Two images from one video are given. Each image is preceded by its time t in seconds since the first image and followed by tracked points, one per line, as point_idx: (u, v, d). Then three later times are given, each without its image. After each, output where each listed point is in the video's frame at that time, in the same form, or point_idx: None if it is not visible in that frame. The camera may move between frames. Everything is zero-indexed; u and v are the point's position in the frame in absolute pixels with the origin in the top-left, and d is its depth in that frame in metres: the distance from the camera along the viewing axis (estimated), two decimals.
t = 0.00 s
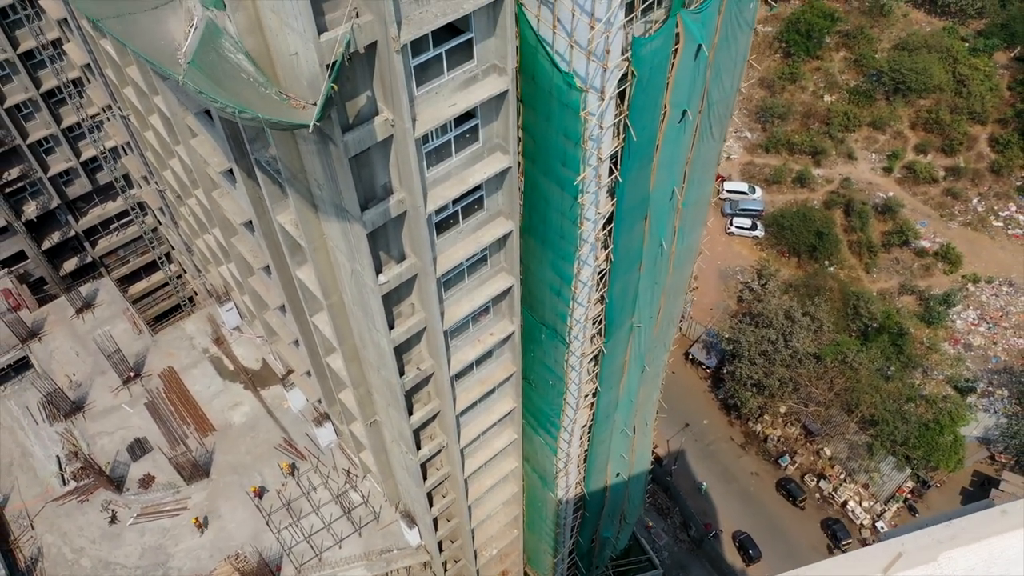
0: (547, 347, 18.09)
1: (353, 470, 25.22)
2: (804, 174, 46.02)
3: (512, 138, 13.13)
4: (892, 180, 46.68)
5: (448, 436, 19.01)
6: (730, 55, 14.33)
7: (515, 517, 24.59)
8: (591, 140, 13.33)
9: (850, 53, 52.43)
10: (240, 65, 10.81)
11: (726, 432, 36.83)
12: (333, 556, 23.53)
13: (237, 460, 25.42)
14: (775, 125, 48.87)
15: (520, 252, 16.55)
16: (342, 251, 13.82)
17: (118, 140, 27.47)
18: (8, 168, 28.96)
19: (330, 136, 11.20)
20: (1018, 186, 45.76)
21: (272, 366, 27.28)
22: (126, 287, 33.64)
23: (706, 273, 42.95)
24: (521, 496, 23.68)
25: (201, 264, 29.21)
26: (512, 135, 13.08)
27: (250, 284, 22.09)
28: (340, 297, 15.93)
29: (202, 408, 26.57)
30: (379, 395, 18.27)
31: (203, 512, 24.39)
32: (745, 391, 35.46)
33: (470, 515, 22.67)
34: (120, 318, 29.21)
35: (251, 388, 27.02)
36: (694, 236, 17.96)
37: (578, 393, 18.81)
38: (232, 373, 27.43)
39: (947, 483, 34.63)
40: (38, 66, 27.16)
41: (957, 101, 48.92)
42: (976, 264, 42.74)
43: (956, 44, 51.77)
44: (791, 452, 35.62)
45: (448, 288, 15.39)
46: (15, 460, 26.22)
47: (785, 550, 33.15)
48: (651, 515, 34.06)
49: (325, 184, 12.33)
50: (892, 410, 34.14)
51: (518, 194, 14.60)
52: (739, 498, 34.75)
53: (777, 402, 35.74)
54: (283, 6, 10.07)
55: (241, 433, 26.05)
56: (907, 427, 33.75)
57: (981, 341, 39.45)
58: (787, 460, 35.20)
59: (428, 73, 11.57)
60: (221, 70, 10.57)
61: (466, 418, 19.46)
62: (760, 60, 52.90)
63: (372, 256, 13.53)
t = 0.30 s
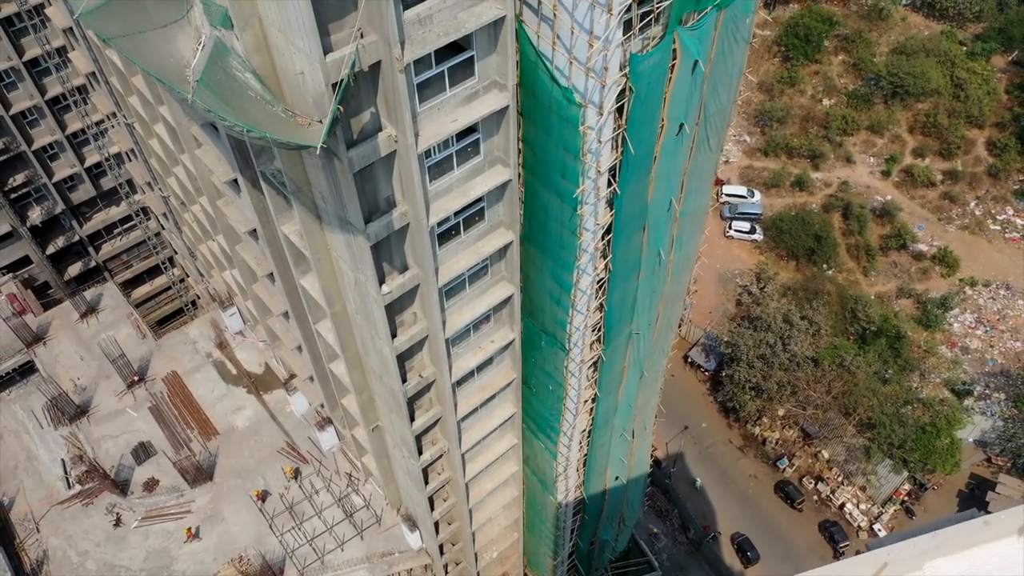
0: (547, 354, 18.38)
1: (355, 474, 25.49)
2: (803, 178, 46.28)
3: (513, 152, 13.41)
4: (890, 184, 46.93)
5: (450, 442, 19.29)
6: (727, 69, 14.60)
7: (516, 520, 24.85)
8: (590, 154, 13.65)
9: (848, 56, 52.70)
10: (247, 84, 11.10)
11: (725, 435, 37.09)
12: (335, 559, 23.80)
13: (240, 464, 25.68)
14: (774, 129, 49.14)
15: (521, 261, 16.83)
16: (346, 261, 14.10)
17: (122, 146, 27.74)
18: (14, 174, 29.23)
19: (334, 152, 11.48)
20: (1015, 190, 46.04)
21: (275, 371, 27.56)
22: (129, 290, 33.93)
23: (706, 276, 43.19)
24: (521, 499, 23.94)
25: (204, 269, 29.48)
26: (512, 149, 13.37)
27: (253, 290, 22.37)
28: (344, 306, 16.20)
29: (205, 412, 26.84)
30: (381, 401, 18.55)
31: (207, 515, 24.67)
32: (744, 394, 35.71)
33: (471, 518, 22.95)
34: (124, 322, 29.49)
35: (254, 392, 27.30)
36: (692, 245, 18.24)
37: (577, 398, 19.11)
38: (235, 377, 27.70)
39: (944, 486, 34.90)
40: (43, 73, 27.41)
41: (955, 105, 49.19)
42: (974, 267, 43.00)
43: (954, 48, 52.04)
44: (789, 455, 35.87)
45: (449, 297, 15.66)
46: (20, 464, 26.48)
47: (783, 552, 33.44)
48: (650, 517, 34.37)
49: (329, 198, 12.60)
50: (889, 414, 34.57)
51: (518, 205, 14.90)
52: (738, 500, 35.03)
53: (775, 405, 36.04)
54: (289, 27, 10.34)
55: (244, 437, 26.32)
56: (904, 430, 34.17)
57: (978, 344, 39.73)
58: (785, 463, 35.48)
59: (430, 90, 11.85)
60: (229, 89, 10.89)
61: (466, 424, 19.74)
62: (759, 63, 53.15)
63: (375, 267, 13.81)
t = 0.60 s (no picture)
0: (547, 361, 18.67)
1: (357, 478, 25.81)
2: (801, 182, 46.54)
3: (513, 167, 13.72)
4: (888, 188, 47.21)
5: (451, 448, 19.58)
6: (723, 85, 14.88)
7: (516, 523, 25.14)
8: (588, 169, 13.97)
9: (847, 61, 53.00)
10: (254, 104, 11.44)
11: (723, 438, 37.40)
12: (338, 562, 24.10)
13: (244, 468, 25.98)
14: (772, 133, 49.43)
15: (521, 271, 17.13)
16: (350, 274, 14.40)
17: (127, 154, 28.03)
18: (19, 181, 29.52)
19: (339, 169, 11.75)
20: (1012, 194, 46.33)
21: (277, 376, 27.87)
22: (133, 295, 34.24)
23: (704, 280, 43.46)
24: (521, 503, 24.23)
25: (208, 274, 29.79)
26: (513, 164, 13.67)
27: (257, 297, 22.68)
28: (347, 316, 16.51)
29: (209, 417, 27.14)
30: (384, 408, 18.86)
31: (211, 519, 24.97)
32: (742, 398, 35.99)
33: (471, 523, 23.29)
34: (128, 327, 29.79)
35: (257, 397, 27.61)
36: (689, 255, 18.54)
37: (576, 405, 19.42)
38: (238, 382, 28.01)
39: (940, 489, 35.20)
40: (48, 81, 27.68)
41: (952, 109, 49.50)
42: (971, 271, 43.29)
43: (951, 52, 52.35)
44: (787, 458, 36.16)
45: (451, 308, 15.97)
46: (26, 468, 26.77)
47: (781, 554, 33.75)
48: (649, 519, 34.66)
49: (334, 213, 12.88)
50: (886, 417, 35.00)
51: (519, 217, 15.19)
52: (736, 503, 35.34)
53: (773, 409, 36.34)
54: (296, 51, 10.61)
55: (247, 441, 26.63)
56: (901, 433, 34.60)
57: (975, 347, 40.03)
58: (783, 466, 35.75)
59: (433, 109, 12.14)
60: (238, 108, 11.21)
61: (467, 430, 20.05)
62: (758, 67, 53.42)
63: (379, 279, 14.11)
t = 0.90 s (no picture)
0: (547, 370, 18.97)
1: (359, 483, 26.11)
2: (800, 187, 46.80)
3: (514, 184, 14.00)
4: (886, 193, 47.49)
5: (452, 455, 19.89)
6: (720, 102, 15.20)
7: (516, 528, 25.44)
8: (588, 184, 14.27)
9: (845, 65, 53.31)
10: (262, 124, 11.78)
11: (722, 442, 37.70)
12: (340, 566, 24.39)
13: (247, 473, 26.29)
14: (771, 138, 49.73)
15: (521, 282, 17.43)
16: (354, 287, 14.71)
17: (131, 161, 28.30)
18: (25, 188, 29.77)
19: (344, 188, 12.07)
20: (1009, 199, 46.63)
21: (280, 382, 28.15)
22: (136, 300, 34.56)
23: (703, 285, 43.77)
24: (521, 508, 24.52)
25: (211, 281, 30.07)
26: (514, 180, 13.97)
27: (261, 306, 22.98)
28: (351, 327, 16.82)
29: (213, 423, 27.44)
30: (386, 417, 19.16)
31: (215, 523, 25.26)
32: (740, 402, 36.30)
33: (473, 528, 23.64)
34: (133, 333, 30.10)
35: (260, 403, 27.92)
36: (687, 265, 18.83)
37: (576, 413, 19.71)
38: (242, 388, 28.31)
39: (937, 493, 35.52)
40: (54, 90, 27.97)
41: (950, 115, 49.78)
42: (968, 276, 43.56)
43: (949, 57, 52.65)
44: (785, 462, 36.44)
45: (453, 319, 16.28)
46: (31, 473, 27.07)
47: (779, 558, 34.06)
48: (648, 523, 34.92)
49: (339, 230, 13.18)
50: (883, 422, 35.25)
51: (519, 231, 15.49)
52: (734, 507, 35.63)
53: (771, 413, 36.64)
54: (304, 76, 10.92)
55: (251, 446, 26.93)
56: (897, 438, 34.85)
57: (972, 352, 40.31)
58: (781, 470, 36.06)
59: (436, 129, 12.44)
60: (246, 129, 11.53)
61: (469, 437, 20.35)
62: (757, 72, 53.70)
63: (382, 292, 14.42)
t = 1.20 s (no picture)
0: (547, 377, 19.24)
1: (361, 487, 26.38)
2: (798, 192, 47.10)
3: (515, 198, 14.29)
4: (884, 198, 47.74)
5: (454, 461, 20.18)
6: (716, 116, 15.48)
7: (516, 532, 25.72)
8: (587, 198, 14.54)
9: (844, 70, 53.61)
10: (269, 142, 12.03)
11: (721, 445, 37.98)
12: (343, 570, 24.68)
13: (251, 477, 26.57)
14: (770, 142, 50.02)
15: (521, 291, 17.68)
16: (358, 298, 14.99)
17: (135, 168, 28.55)
18: (30, 195, 30.06)
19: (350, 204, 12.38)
20: (1007, 204, 46.94)
21: (283, 387, 28.44)
22: (140, 304, 34.82)
23: (702, 289, 44.02)
24: (521, 512, 24.79)
25: (214, 286, 30.34)
26: (514, 194, 14.27)
27: (265, 312, 23.26)
28: (355, 336, 17.11)
29: (216, 427, 27.72)
30: (389, 423, 19.45)
31: (219, 527, 25.54)
32: (739, 406, 36.58)
33: (474, 532, 23.97)
34: (137, 338, 30.42)
35: (263, 407, 28.19)
36: (685, 275, 19.13)
37: (576, 419, 19.97)
38: (245, 393, 28.59)
39: (934, 496, 35.81)
40: (59, 98, 28.24)
41: (948, 119, 50.06)
42: (965, 280, 43.87)
43: (947, 62, 52.93)
44: (784, 465, 36.74)
45: (455, 329, 16.57)
46: (37, 477, 27.37)
47: (777, 560, 34.35)
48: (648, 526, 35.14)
49: (343, 243, 13.46)
50: (880, 426, 35.54)
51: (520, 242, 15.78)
52: (733, 510, 35.91)
53: (769, 417, 36.92)
54: (311, 97, 11.21)
55: (254, 451, 27.21)
56: (894, 442, 35.15)
57: (969, 356, 40.60)
58: (779, 473, 36.35)
59: (439, 145, 12.73)
60: (254, 147, 11.81)
61: (470, 443, 20.64)
62: (755, 76, 54.02)
63: (386, 304, 14.72)
